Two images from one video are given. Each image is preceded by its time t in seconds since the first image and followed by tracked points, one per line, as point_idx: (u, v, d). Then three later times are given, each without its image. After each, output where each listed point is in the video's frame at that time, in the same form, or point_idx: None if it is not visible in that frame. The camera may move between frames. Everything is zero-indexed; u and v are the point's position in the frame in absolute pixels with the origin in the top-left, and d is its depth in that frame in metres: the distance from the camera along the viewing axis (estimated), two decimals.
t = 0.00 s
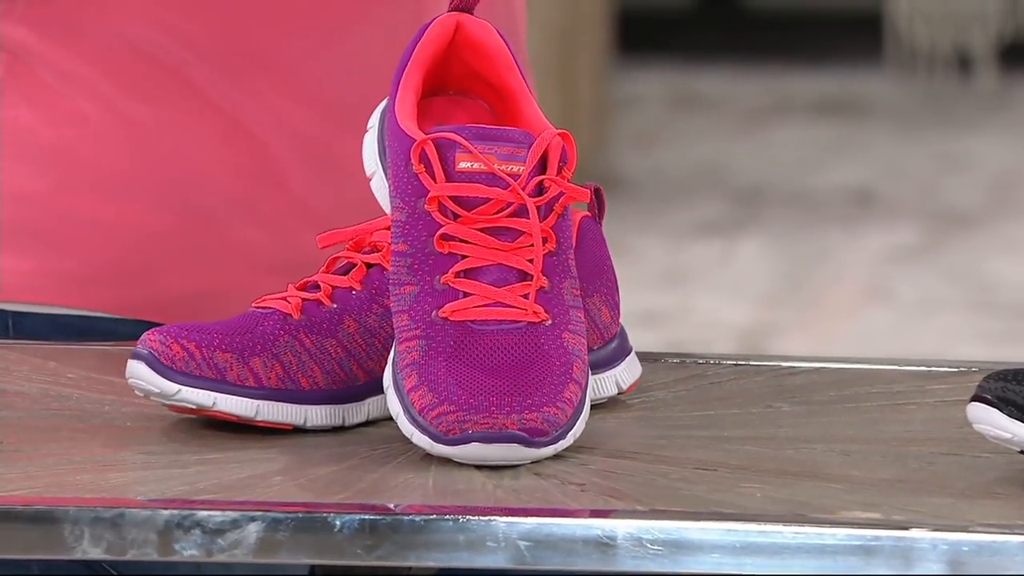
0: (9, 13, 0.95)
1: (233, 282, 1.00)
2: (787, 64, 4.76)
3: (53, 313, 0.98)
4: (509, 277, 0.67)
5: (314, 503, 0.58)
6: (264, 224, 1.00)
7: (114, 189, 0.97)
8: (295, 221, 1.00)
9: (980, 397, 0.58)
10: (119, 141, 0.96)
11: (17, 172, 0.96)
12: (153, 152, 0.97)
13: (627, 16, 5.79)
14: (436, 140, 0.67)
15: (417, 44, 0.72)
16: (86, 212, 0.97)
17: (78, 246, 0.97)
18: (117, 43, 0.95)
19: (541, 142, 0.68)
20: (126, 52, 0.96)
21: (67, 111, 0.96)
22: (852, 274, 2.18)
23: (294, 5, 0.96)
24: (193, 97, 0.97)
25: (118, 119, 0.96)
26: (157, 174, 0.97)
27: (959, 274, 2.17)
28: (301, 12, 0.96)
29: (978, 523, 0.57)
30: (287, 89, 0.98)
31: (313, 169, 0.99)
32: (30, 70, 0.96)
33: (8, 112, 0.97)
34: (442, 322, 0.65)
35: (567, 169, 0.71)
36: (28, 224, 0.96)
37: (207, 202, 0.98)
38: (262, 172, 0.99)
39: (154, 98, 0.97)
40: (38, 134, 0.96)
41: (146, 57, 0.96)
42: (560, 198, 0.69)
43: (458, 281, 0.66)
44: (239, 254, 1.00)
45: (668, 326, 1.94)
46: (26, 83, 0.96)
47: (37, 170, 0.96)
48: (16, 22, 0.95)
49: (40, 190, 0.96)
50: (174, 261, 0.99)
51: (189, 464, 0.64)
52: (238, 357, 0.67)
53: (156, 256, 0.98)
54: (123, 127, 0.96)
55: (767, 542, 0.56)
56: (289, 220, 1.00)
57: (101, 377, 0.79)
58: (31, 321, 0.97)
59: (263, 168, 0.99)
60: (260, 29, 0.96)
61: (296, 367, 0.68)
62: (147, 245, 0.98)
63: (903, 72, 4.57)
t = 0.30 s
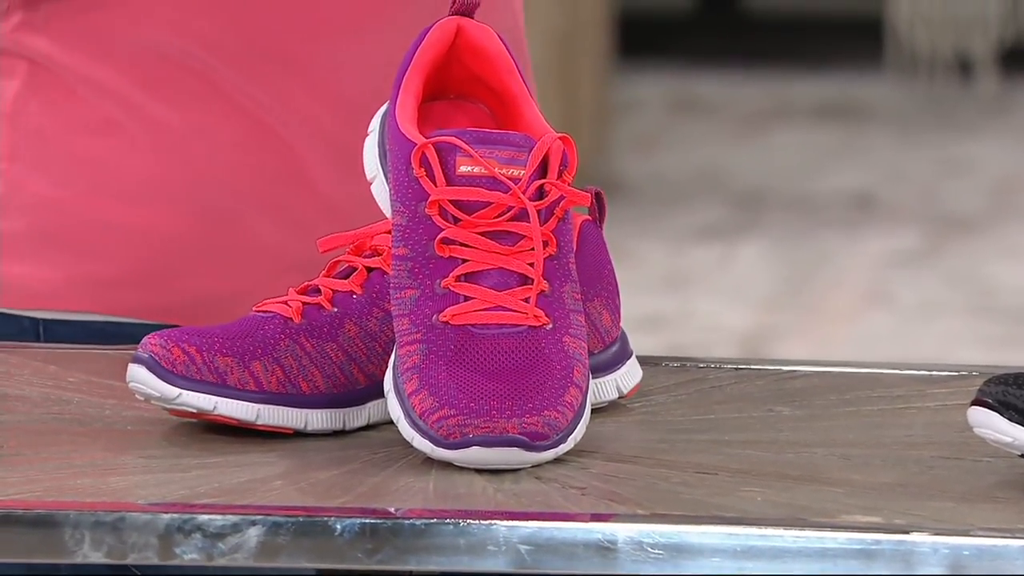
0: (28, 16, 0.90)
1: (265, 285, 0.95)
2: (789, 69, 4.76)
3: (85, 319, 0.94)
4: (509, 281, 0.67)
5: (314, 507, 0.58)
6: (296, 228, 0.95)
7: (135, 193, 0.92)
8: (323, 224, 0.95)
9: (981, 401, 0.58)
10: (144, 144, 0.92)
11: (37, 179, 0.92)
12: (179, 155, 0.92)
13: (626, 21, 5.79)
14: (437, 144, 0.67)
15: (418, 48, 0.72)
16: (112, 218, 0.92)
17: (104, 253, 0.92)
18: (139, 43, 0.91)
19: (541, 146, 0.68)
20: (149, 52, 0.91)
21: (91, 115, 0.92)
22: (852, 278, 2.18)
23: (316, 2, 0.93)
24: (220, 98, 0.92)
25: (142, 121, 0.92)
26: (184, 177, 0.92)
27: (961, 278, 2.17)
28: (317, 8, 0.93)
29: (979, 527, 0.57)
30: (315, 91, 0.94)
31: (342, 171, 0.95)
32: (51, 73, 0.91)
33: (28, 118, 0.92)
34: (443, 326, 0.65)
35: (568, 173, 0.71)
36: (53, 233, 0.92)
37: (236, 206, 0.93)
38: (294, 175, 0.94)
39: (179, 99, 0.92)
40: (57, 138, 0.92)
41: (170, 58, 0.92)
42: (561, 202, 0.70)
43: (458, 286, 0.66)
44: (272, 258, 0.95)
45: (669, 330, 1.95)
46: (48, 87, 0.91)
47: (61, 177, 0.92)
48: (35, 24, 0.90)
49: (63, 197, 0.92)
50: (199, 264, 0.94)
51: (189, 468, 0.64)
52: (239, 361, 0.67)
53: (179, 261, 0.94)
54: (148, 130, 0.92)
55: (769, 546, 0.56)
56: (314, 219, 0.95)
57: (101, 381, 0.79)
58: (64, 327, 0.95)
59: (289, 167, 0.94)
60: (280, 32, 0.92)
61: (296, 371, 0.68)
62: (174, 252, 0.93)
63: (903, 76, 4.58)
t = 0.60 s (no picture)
0: (34, 21, 0.91)
1: (269, 286, 0.95)
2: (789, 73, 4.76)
3: (93, 322, 0.95)
4: (509, 285, 0.67)
5: (314, 511, 0.58)
6: (302, 229, 0.94)
7: (139, 195, 0.92)
8: (326, 227, 0.95)
9: (981, 405, 0.58)
10: (151, 146, 0.92)
11: (43, 183, 0.92)
12: (187, 158, 0.92)
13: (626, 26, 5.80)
14: (437, 148, 0.67)
15: (418, 52, 0.72)
16: (122, 221, 0.93)
17: (114, 255, 0.93)
18: (146, 46, 0.91)
19: (541, 150, 0.68)
20: (156, 54, 0.91)
21: (97, 117, 0.92)
22: (852, 282, 2.19)
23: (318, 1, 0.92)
24: (228, 100, 0.92)
25: (149, 123, 0.92)
26: (193, 180, 0.92)
27: (961, 283, 2.17)
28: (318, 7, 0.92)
29: (979, 531, 0.57)
30: (321, 91, 0.93)
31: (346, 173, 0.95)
32: (57, 77, 0.91)
33: (34, 123, 0.92)
34: (443, 330, 0.65)
35: (568, 177, 0.71)
36: (59, 235, 0.92)
37: (245, 208, 0.93)
38: (300, 173, 0.94)
39: (186, 101, 0.92)
40: (61, 141, 0.92)
41: (177, 59, 0.91)
42: (561, 206, 0.70)
43: (458, 289, 0.66)
44: (280, 258, 0.95)
45: (670, 334, 1.95)
46: (54, 92, 0.92)
47: (69, 180, 0.92)
48: (41, 29, 0.91)
49: (70, 200, 0.92)
50: (205, 265, 0.94)
51: (190, 472, 0.64)
52: (239, 364, 0.67)
53: (185, 262, 0.94)
54: (156, 132, 0.92)
55: (769, 550, 0.56)
56: (317, 215, 0.94)
57: (102, 385, 0.79)
58: (74, 330, 0.95)
59: (294, 165, 0.93)
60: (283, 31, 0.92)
61: (297, 375, 0.68)
62: (184, 253, 0.93)
63: (904, 80, 4.58)
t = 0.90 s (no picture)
0: (27, 22, 0.91)
1: (267, 289, 0.96)
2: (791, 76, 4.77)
3: (87, 325, 0.95)
4: (511, 288, 0.67)
5: (317, 514, 0.58)
6: (298, 232, 0.95)
7: (134, 198, 0.92)
8: (325, 231, 0.95)
9: (983, 409, 0.58)
10: (146, 149, 0.92)
11: (37, 185, 0.92)
12: (184, 162, 0.92)
13: (627, 29, 5.80)
14: (439, 151, 0.67)
15: (420, 56, 0.72)
16: (118, 224, 0.93)
17: (108, 258, 0.93)
18: (142, 49, 0.91)
19: (543, 154, 0.68)
20: (151, 58, 0.91)
21: (90, 121, 0.92)
22: (854, 286, 2.19)
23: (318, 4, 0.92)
24: (222, 104, 0.92)
25: (143, 126, 0.92)
26: (189, 184, 0.93)
27: (964, 287, 2.17)
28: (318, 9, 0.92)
29: (981, 534, 0.57)
30: (320, 97, 0.94)
31: (348, 177, 0.95)
32: (50, 79, 0.91)
33: (28, 125, 0.92)
34: (445, 334, 0.65)
35: (570, 180, 0.71)
36: (54, 238, 0.92)
37: (239, 211, 0.94)
38: (296, 177, 0.94)
39: (180, 104, 0.92)
40: (56, 144, 0.92)
41: (172, 63, 0.92)
42: (563, 210, 0.70)
43: (461, 293, 0.66)
44: (277, 261, 0.95)
45: (672, 338, 1.95)
46: (48, 94, 0.92)
47: (63, 183, 0.92)
48: (35, 30, 0.91)
49: (65, 203, 0.92)
50: (201, 268, 0.94)
51: (191, 476, 0.64)
52: (241, 368, 0.67)
53: (181, 265, 0.94)
54: (151, 136, 0.92)
55: (770, 554, 0.56)
56: (309, 220, 0.95)
57: (104, 389, 0.80)
58: (66, 333, 0.95)
59: (288, 168, 0.94)
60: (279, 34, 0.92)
61: (299, 378, 0.68)
62: (180, 256, 0.94)
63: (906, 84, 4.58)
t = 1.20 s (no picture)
0: (18, 23, 0.92)
1: (265, 293, 0.96)
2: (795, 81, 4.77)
3: (77, 330, 0.95)
4: (515, 292, 0.67)
5: (319, 518, 0.58)
6: (292, 238, 0.95)
7: (122, 203, 0.93)
8: (323, 236, 0.95)
9: (987, 412, 0.58)
10: (135, 154, 0.93)
11: (27, 190, 0.94)
12: (172, 166, 0.93)
13: (632, 33, 5.81)
14: (442, 155, 0.67)
15: (424, 60, 0.72)
16: (106, 229, 0.93)
17: (97, 263, 0.94)
18: (132, 53, 0.91)
19: (547, 157, 0.68)
20: (141, 62, 0.92)
21: (79, 125, 0.93)
22: (858, 290, 2.19)
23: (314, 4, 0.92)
24: (210, 108, 0.93)
25: (131, 131, 0.93)
26: (176, 188, 0.93)
27: (968, 291, 2.17)
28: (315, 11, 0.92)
29: (984, 538, 0.57)
30: (319, 105, 0.93)
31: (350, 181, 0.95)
32: (40, 83, 0.92)
33: (18, 130, 0.93)
34: (448, 337, 0.65)
35: (574, 184, 0.71)
36: (42, 242, 0.94)
37: (229, 216, 0.94)
38: (286, 182, 0.94)
39: (167, 108, 0.93)
40: (45, 149, 0.93)
41: (162, 67, 0.92)
42: (566, 213, 0.70)
43: (464, 296, 0.66)
44: (268, 267, 0.95)
45: (675, 342, 1.95)
46: (37, 98, 0.93)
47: (52, 188, 0.93)
48: (25, 32, 0.91)
49: (55, 207, 0.93)
50: (191, 273, 0.95)
51: (195, 479, 0.64)
52: (244, 371, 0.67)
53: (171, 270, 0.95)
54: (138, 141, 0.93)
55: (773, 558, 0.56)
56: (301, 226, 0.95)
57: (108, 392, 0.80)
58: (56, 338, 0.95)
59: (276, 174, 0.94)
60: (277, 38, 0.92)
61: (301, 382, 0.68)
62: (169, 261, 0.94)
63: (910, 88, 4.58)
